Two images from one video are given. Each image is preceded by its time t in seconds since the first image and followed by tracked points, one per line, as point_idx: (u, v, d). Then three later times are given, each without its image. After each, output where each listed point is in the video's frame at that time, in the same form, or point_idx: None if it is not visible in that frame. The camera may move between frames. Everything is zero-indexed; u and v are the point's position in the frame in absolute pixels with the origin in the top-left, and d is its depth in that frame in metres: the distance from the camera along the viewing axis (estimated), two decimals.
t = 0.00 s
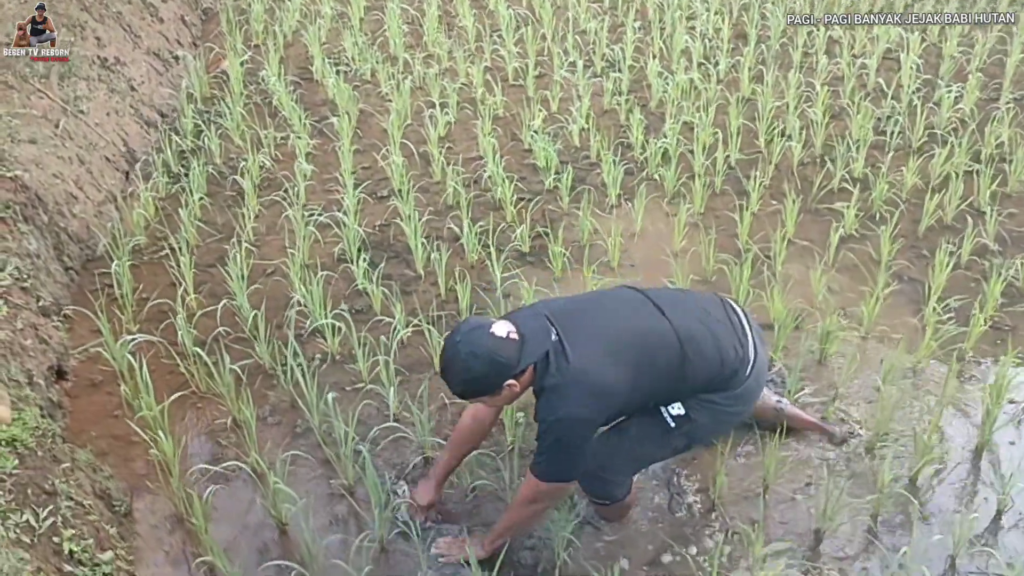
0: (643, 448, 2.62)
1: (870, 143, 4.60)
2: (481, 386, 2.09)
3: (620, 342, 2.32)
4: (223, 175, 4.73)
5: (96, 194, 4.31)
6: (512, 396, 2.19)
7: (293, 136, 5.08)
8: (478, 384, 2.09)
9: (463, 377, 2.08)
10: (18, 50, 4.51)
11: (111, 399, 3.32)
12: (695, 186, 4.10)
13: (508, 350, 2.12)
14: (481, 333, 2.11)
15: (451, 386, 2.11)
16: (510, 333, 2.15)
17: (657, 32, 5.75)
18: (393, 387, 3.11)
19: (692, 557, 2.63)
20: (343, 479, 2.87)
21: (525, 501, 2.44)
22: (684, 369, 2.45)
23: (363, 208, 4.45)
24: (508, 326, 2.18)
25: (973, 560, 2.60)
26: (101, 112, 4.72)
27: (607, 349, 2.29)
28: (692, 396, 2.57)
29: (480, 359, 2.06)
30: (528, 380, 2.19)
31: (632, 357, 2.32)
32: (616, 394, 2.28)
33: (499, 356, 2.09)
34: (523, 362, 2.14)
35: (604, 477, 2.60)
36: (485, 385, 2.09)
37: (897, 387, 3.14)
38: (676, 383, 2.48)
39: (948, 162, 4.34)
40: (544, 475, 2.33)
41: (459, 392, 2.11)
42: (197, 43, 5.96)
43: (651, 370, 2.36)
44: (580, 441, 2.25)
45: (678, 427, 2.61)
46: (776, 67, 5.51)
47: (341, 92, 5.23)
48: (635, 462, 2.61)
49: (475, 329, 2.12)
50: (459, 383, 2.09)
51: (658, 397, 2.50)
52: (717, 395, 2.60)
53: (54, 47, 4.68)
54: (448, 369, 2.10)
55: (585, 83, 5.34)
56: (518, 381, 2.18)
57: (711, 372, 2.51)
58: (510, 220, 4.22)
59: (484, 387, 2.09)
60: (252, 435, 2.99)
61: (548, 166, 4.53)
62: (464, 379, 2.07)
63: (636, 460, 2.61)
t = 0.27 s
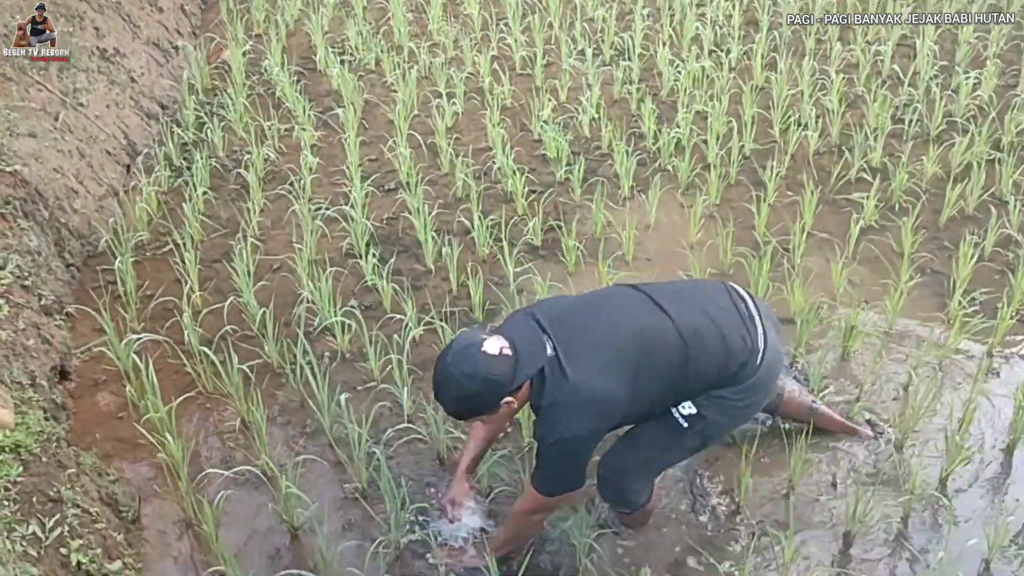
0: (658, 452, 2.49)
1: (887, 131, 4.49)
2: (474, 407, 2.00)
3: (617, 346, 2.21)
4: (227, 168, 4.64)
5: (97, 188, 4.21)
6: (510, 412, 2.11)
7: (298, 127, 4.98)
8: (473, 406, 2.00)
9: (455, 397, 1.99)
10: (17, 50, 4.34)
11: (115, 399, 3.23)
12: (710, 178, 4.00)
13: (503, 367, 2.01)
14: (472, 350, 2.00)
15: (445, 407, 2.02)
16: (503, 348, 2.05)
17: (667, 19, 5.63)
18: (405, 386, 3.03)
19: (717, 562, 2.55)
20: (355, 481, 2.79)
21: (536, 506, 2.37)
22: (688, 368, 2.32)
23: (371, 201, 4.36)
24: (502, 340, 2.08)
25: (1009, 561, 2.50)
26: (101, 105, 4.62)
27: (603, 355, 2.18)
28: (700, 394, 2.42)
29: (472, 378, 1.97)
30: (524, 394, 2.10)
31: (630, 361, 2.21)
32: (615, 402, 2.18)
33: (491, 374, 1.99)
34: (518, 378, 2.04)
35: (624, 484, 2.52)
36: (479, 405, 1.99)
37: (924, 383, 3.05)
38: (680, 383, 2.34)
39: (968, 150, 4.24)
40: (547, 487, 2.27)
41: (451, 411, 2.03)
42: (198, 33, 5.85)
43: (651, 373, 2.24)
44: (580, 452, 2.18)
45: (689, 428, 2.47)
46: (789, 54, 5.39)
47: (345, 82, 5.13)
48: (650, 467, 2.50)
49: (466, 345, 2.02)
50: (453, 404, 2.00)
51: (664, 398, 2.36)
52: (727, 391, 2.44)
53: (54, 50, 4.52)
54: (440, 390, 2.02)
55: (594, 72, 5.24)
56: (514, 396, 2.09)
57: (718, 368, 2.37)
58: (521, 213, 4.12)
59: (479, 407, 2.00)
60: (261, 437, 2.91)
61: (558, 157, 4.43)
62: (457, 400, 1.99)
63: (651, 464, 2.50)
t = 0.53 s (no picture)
0: (665, 433, 2.41)
1: (897, 100, 4.41)
2: (473, 388, 1.91)
3: (621, 323, 2.10)
4: (223, 143, 4.54)
5: (91, 164, 4.11)
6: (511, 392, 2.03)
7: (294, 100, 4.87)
8: (472, 387, 1.91)
9: (454, 379, 1.90)
10: (17, 50, 4.12)
11: (116, 381, 3.17)
12: (719, 150, 3.92)
13: (502, 346, 1.92)
14: (469, 329, 1.91)
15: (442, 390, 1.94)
16: (502, 326, 1.95)
17: None
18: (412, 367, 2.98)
19: (733, 544, 2.50)
20: (364, 464, 2.74)
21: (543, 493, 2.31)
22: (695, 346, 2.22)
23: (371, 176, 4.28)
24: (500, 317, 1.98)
25: None
26: (93, 78, 4.50)
27: (607, 333, 2.08)
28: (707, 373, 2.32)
29: (470, 359, 1.88)
30: (526, 373, 2.02)
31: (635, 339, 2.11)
32: (621, 381, 2.09)
33: (491, 354, 1.89)
34: (519, 356, 1.95)
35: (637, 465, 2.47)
36: (478, 386, 1.91)
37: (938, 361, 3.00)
38: (687, 362, 2.24)
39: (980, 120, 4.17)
40: (552, 471, 2.19)
41: (449, 393, 1.95)
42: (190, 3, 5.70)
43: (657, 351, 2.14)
44: (586, 434, 2.09)
45: (695, 410, 2.37)
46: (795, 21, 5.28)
47: (342, 53, 5.00)
48: (657, 445, 2.44)
49: (464, 324, 1.93)
50: (451, 387, 1.92)
51: (668, 377, 2.27)
52: (734, 369, 2.34)
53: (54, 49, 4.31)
54: (437, 371, 1.93)
55: (596, 41, 5.12)
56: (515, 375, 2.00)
57: (726, 346, 2.27)
58: (525, 187, 4.05)
59: (478, 388, 1.92)
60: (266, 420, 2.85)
61: (562, 129, 4.34)
62: (455, 382, 1.90)
63: (658, 443, 2.44)
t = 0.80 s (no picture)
0: (675, 423, 2.37)
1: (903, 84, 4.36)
2: (479, 385, 1.85)
3: (627, 311, 2.04)
4: (222, 132, 4.48)
5: (89, 155, 4.06)
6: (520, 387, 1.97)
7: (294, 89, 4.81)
8: (479, 384, 1.85)
9: (459, 376, 1.84)
10: (18, 49, 4.06)
11: (119, 375, 3.13)
12: (725, 137, 3.89)
13: (507, 341, 1.86)
14: (472, 324, 1.85)
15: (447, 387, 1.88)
16: (507, 320, 1.89)
17: None
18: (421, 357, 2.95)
19: (749, 533, 2.48)
20: (373, 457, 2.71)
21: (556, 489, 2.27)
22: (704, 333, 2.15)
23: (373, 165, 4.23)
24: (504, 310, 1.92)
25: None
26: (89, 67, 4.44)
27: (614, 323, 2.02)
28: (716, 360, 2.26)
29: (474, 355, 1.82)
30: (533, 367, 1.96)
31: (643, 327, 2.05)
32: (631, 372, 2.02)
33: (496, 348, 1.83)
34: (526, 350, 1.89)
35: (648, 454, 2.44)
36: (484, 383, 1.85)
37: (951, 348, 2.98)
38: (696, 349, 2.18)
39: (987, 104, 4.13)
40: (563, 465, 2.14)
41: (455, 391, 1.88)
42: None
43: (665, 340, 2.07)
44: (598, 427, 2.03)
45: (707, 399, 2.32)
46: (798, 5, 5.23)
47: (341, 40, 4.94)
48: (670, 434, 2.40)
49: (468, 319, 1.87)
50: (456, 384, 1.86)
51: (677, 366, 2.21)
52: (744, 356, 2.28)
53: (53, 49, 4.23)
54: (441, 368, 1.87)
55: (598, 27, 5.07)
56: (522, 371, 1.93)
57: (734, 332, 2.20)
58: (529, 175, 4.00)
59: (485, 385, 1.86)
60: (274, 412, 2.82)
61: (566, 116, 4.29)
62: (461, 379, 1.84)
63: (669, 433, 2.40)
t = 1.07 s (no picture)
0: (686, 415, 2.35)
1: (903, 72, 4.35)
2: (483, 374, 1.78)
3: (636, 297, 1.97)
4: (217, 125, 4.42)
5: (83, 149, 3.99)
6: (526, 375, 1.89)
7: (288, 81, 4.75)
8: (483, 373, 1.77)
9: (463, 365, 1.77)
10: (17, 49, 4.00)
11: (120, 373, 3.08)
12: (727, 126, 3.86)
13: (513, 328, 1.78)
14: (478, 309, 1.77)
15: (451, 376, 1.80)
16: (512, 306, 1.81)
17: None
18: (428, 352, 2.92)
19: (764, 527, 2.48)
20: (381, 454, 2.69)
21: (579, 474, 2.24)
22: (713, 318, 2.10)
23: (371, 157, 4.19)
24: (509, 296, 1.84)
25: None
26: (80, 60, 4.36)
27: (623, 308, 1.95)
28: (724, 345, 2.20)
29: (479, 342, 1.74)
30: (537, 355, 1.88)
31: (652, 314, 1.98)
32: (642, 360, 1.96)
33: (502, 336, 1.76)
34: (532, 338, 1.82)
35: (660, 447, 2.43)
36: (488, 372, 1.77)
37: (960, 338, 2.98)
38: (705, 336, 2.12)
39: (988, 91, 4.12)
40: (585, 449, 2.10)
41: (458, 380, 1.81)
42: None
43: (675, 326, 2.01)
44: (610, 416, 1.97)
45: (715, 390, 2.29)
46: None
47: (335, 31, 4.88)
48: (677, 425, 2.38)
49: (472, 305, 1.79)
50: (461, 373, 1.78)
51: (686, 353, 2.15)
52: (753, 341, 2.22)
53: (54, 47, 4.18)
54: (444, 357, 1.79)
55: (595, 15, 5.02)
56: (527, 359, 1.86)
57: (743, 318, 2.15)
58: (530, 166, 3.97)
59: (490, 374, 1.78)
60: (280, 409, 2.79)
61: (565, 106, 4.26)
62: (465, 368, 1.77)
63: (678, 424, 2.38)
